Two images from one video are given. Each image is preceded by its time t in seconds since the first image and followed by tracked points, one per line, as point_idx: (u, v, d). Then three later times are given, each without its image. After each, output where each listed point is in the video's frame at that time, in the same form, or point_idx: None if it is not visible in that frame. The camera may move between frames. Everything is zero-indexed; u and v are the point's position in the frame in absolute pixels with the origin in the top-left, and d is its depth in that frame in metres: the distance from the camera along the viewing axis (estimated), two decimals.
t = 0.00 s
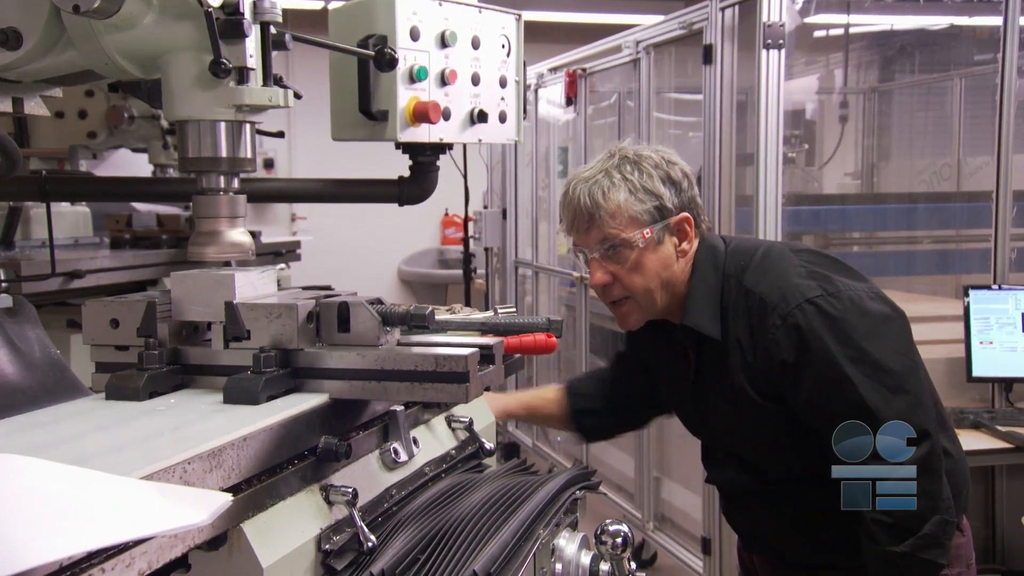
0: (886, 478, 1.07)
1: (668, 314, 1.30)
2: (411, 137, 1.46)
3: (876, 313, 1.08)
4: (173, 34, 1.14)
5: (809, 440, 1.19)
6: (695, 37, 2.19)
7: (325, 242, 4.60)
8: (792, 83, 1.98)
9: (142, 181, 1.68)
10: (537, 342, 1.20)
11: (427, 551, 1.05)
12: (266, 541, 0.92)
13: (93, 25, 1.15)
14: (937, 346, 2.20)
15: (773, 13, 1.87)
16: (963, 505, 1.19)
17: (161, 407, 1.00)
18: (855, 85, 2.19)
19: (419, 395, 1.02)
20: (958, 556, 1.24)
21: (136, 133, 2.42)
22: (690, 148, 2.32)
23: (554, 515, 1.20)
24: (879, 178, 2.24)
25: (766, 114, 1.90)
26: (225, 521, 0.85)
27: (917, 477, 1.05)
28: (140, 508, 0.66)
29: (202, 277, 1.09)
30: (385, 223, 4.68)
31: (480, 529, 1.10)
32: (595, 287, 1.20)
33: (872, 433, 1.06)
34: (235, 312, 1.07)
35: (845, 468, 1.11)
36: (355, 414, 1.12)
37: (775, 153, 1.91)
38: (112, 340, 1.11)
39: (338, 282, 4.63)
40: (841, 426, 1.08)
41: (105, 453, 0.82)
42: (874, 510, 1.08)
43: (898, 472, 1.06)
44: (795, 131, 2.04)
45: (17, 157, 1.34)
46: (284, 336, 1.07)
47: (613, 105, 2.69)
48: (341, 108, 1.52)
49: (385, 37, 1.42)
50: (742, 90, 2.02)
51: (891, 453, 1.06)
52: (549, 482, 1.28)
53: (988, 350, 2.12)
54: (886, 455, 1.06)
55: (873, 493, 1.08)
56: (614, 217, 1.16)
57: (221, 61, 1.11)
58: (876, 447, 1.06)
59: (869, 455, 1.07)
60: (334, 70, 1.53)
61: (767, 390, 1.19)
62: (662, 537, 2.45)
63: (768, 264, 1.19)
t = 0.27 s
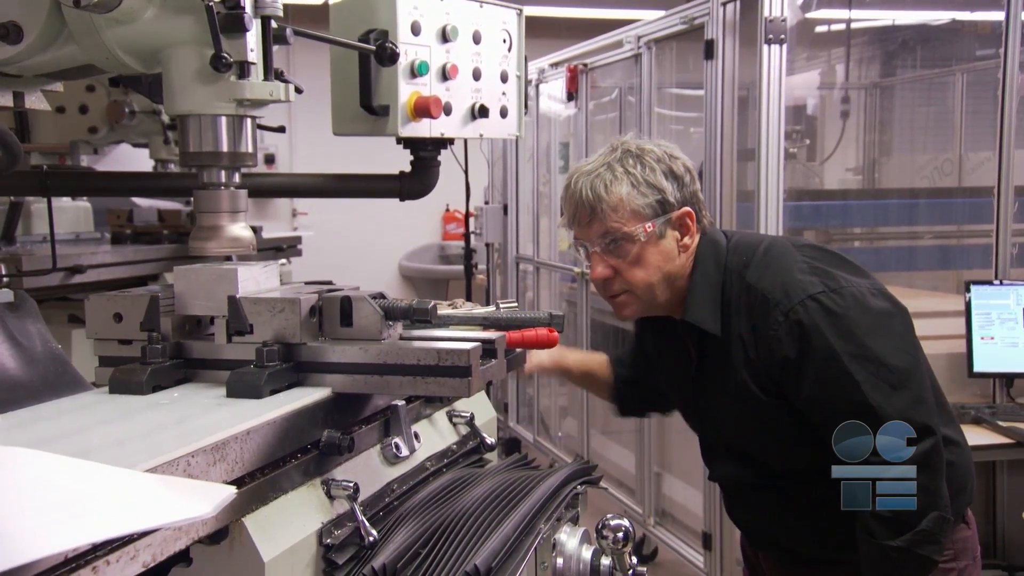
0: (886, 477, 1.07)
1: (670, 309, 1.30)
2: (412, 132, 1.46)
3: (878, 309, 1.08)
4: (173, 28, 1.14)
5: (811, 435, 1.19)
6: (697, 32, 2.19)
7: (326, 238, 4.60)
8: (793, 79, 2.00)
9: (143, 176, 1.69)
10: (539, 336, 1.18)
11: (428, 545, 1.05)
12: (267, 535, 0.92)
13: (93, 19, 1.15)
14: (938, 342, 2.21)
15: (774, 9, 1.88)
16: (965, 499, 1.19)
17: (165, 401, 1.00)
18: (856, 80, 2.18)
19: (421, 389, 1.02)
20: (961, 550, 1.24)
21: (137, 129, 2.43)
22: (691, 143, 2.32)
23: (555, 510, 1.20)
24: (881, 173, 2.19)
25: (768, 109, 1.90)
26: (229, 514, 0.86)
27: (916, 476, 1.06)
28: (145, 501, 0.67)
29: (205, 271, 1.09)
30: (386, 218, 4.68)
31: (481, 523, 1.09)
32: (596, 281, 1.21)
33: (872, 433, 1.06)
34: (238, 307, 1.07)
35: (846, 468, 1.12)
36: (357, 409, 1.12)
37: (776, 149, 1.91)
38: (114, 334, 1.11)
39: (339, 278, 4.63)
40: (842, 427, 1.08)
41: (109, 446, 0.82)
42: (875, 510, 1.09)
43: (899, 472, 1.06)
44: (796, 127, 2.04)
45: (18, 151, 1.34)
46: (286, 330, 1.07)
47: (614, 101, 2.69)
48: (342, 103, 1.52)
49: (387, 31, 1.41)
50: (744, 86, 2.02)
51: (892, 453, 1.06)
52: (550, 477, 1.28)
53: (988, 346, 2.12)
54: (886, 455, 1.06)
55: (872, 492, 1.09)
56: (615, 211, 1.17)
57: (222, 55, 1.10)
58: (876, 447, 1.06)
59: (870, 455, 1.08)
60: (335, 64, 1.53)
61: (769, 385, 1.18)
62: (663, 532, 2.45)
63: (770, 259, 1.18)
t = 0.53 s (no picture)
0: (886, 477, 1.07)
1: (671, 304, 1.29)
2: (414, 127, 1.45)
3: (880, 303, 1.08)
4: (173, 23, 1.14)
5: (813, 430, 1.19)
6: (698, 28, 2.19)
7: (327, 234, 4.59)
8: (794, 75, 2.00)
9: (143, 171, 1.69)
10: (540, 332, 1.19)
11: (429, 541, 1.04)
12: (268, 530, 0.92)
13: (94, 14, 1.15)
14: (939, 338, 2.20)
15: (774, 4, 1.87)
16: (967, 493, 1.19)
17: (168, 396, 1.00)
18: (858, 77, 2.18)
19: (424, 384, 1.02)
20: (965, 546, 1.24)
21: (137, 125, 2.45)
22: (693, 140, 2.32)
23: (557, 506, 1.20)
24: (883, 169, 2.20)
25: (768, 105, 1.90)
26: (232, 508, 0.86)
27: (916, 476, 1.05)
28: (150, 494, 0.67)
29: (208, 267, 1.09)
30: (387, 214, 4.68)
31: (482, 519, 1.09)
32: (597, 274, 1.20)
33: (871, 433, 1.06)
34: (241, 302, 1.07)
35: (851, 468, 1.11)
36: (359, 404, 1.12)
37: (777, 145, 1.92)
38: (118, 330, 1.11)
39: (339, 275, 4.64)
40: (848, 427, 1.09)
41: (112, 440, 0.82)
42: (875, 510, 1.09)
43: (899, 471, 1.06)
44: (797, 123, 2.04)
45: (19, 146, 1.34)
46: (289, 326, 1.07)
47: (615, 97, 2.68)
48: (343, 98, 1.51)
49: (387, 26, 1.41)
50: (745, 82, 2.01)
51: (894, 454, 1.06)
52: (551, 473, 1.28)
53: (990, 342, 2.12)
54: (886, 455, 1.06)
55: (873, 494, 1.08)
56: (617, 203, 1.16)
57: (222, 51, 1.10)
58: (876, 447, 1.06)
59: (870, 454, 1.08)
60: (335, 60, 1.53)
61: (771, 379, 1.19)
62: (664, 529, 2.45)
63: (773, 254, 1.18)
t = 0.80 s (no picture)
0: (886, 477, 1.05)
1: (678, 293, 1.30)
2: (414, 124, 1.45)
3: (886, 295, 1.08)
4: (173, 19, 1.14)
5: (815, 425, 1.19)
6: (698, 25, 2.18)
7: (327, 231, 4.59)
8: (794, 72, 2.00)
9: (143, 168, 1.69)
10: (541, 329, 1.20)
11: (429, 538, 1.04)
12: (269, 526, 0.92)
13: (94, 10, 1.15)
14: (939, 335, 2.21)
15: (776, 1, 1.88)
16: (964, 497, 1.19)
17: (171, 392, 1.00)
18: (859, 73, 2.18)
19: (426, 380, 1.02)
20: (964, 548, 1.24)
21: (138, 121, 2.42)
22: (693, 137, 2.32)
23: (558, 502, 1.19)
24: (883, 167, 2.21)
25: (769, 102, 1.91)
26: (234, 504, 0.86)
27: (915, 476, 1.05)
28: (153, 488, 0.67)
29: (210, 263, 1.09)
30: (387, 211, 4.68)
31: (483, 516, 1.09)
32: (605, 263, 1.21)
33: (871, 433, 1.06)
34: (243, 299, 1.07)
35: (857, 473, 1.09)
36: (361, 400, 1.12)
37: (778, 142, 1.92)
38: (120, 325, 1.11)
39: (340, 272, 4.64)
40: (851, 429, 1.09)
41: (115, 436, 0.82)
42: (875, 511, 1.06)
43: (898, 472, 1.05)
44: (798, 120, 2.04)
45: (19, 143, 1.34)
46: (291, 322, 1.07)
47: (616, 95, 2.68)
48: (344, 95, 1.51)
49: (388, 23, 1.41)
50: (745, 79, 2.01)
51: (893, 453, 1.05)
52: (553, 469, 1.27)
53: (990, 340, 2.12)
54: (886, 456, 1.05)
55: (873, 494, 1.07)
56: (625, 194, 1.17)
57: (223, 47, 1.11)
58: (876, 449, 1.06)
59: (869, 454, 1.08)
60: (335, 57, 1.53)
61: (772, 366, 1.18)
62: (664, 526, 2.45)
63: (781, 244, 1.18)
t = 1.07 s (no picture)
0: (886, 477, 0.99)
1: (683, 278, 1.30)
2: (414, 122, 1.45)
3: (884, 287, 1.05)
4: (173, 16, 1.14)
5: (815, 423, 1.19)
6: (699, 23, 2.18)
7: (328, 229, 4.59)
8: (794, 70, 2.00)
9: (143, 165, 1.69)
10: (543, 326, 1.18)
11: (430, 535, 1.04)
12: (269, 523, 0.92)
13: (94, 7, 1.15)
14: (939, 333, 2.21)
15: None
16: (968, 492, 1.19)
17: (173, 388, 1.00)
18: (859, 72, 2.18)
19: (427, 377, 1.02)
20: (969, 543, 1.20)
21: (138, 119, 2.42)
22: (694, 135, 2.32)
23: (558, 499, 1.19)
24: (884, 165, 2.21)
25: (769, 100, 1.91)
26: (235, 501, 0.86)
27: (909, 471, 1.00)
28: (156, 483, 0.67)
29: (212, 260, 1.09)
30: (387, 209, 4.68)
31: (483, 513, 1.09)
32: (611, 248, 1.21)
33: (872, 433, 0.97)
34: (245, 296, 1.07)
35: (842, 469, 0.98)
36: (363, 397, 1.12)
37: (778, 140, 1.92)
38: (123, 322, 1.11)
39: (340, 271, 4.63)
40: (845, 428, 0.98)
41: (117, 433, 0.82)
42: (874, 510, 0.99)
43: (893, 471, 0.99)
44: (798, 118, 2.04)
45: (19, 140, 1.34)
46: (293, 319, 1.07)
47: (616, 93, 2.68)
48: (344, 92, 1.51)
49: (388, 21, 1.41)
50: (745, 77, 2.01)
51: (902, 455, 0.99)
52: (553, 466, 1.27)
53: (990, 337, 2.11)
54: (886, 456, 0.97)
55: (872, 493, 0.99)
56: (631, 179, 1.17)
57: (223, 44, 1.10)
58: (877, 450, 0.97)
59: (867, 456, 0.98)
60: (335, 54, 1.53)
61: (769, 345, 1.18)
62: (664, 524, 2.45)
63: (786, 229, 1.17)
